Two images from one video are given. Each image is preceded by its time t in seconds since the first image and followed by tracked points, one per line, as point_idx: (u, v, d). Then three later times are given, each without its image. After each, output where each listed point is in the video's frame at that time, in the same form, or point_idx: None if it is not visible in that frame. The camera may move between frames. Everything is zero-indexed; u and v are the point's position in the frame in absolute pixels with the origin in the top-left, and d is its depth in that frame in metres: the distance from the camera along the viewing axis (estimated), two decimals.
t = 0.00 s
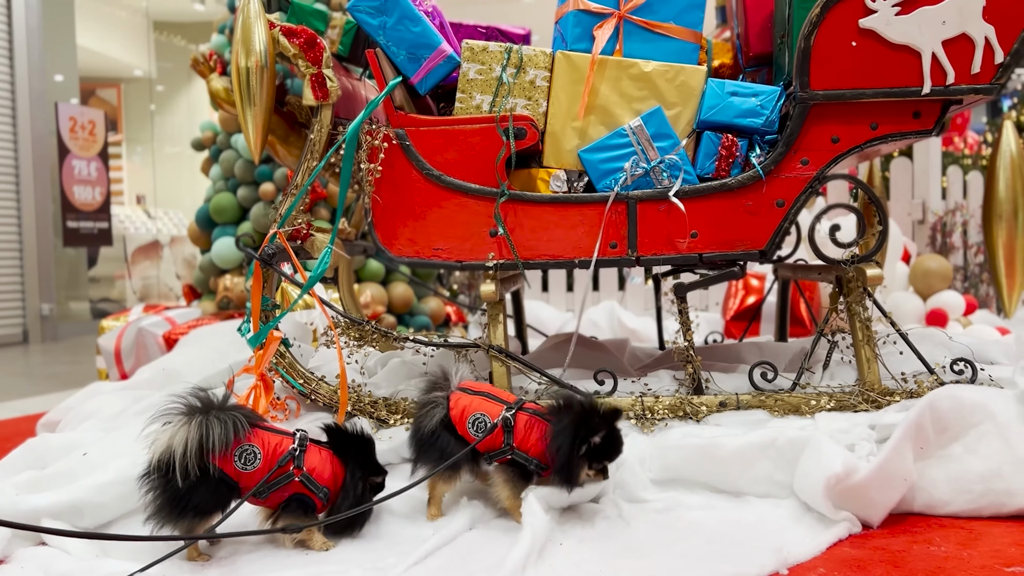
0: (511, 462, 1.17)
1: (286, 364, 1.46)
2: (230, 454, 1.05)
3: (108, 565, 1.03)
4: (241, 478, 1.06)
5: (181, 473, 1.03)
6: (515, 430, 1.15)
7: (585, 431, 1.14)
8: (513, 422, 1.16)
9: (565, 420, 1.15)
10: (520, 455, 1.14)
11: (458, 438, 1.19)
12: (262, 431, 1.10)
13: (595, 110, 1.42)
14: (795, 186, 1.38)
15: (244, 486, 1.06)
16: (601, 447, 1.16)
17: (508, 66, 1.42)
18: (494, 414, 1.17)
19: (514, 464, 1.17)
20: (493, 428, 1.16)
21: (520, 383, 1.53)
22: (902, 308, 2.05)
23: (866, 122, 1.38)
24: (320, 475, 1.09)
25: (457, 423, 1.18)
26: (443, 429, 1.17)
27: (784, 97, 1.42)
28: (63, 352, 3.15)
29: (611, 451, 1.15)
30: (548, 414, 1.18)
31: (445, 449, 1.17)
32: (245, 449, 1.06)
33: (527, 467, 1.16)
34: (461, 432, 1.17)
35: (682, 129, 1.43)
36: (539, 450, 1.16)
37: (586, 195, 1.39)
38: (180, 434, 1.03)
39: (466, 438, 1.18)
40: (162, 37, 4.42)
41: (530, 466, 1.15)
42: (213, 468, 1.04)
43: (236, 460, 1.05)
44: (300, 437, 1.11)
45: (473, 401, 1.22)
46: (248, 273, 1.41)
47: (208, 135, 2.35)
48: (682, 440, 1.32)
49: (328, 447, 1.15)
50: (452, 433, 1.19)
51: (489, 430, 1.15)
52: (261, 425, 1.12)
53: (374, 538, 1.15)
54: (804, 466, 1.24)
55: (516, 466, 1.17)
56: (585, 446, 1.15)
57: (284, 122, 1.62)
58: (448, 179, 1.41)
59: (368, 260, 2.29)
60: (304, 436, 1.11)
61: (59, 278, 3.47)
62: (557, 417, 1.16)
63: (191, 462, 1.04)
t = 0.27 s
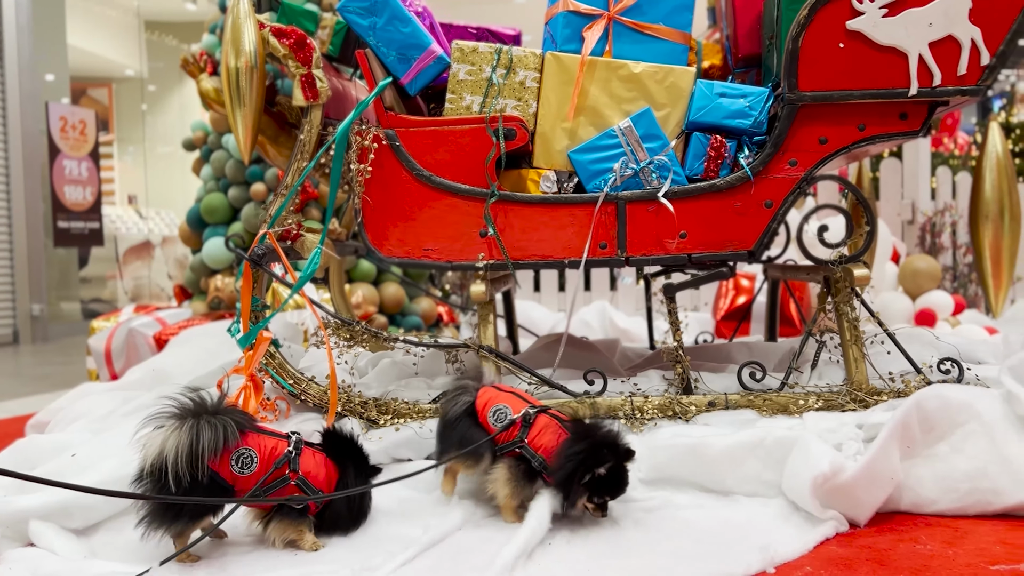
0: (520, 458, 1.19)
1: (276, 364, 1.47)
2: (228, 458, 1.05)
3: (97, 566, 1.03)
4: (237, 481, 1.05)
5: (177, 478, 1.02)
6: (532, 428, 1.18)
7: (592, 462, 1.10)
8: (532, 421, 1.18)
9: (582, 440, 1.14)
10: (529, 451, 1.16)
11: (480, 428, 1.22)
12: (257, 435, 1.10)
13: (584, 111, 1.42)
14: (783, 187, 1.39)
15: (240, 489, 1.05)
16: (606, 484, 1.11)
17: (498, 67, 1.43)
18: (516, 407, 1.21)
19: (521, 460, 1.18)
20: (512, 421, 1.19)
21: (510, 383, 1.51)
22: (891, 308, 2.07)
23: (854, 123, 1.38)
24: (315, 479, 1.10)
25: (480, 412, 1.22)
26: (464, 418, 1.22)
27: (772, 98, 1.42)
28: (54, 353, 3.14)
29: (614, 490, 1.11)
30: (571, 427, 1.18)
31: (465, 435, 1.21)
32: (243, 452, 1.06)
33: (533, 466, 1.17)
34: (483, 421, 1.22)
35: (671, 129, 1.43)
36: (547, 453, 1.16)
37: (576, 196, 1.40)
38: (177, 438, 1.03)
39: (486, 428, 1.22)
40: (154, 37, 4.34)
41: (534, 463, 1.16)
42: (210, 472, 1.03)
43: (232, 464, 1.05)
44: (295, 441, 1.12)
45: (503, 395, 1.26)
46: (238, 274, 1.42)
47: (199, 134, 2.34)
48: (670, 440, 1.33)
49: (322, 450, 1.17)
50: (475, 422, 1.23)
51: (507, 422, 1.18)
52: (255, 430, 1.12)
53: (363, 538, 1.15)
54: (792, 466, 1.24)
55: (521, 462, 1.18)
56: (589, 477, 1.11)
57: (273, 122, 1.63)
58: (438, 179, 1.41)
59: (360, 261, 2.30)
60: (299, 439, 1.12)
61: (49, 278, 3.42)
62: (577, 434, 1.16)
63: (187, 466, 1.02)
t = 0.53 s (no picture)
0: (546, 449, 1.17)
1: (265, 365, 1.47)
2: (221, 454, 1.05)
3: (84, 568, 1.03)
4: (231, 479, 1.05)
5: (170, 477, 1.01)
6: (567, 422, 1.17)
7: (614, 464, 1.10)
8: (568, 416, 1.18)
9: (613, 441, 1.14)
10: (558, 441, 1.14)
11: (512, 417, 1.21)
12: (247, 432, 1.11)
13: (573, 113, 1.43)
14: (771, 189, 1.39)
15: (234, 487, 1.05)
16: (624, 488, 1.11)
17: (487, 69, 1.43)
18: (553, 398, 1.20)
19: (548, 450, 1.16)
20: (547, 410, 1.19)
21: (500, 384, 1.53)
22: (878, 309, 2.08)
23: (841, 125, 1.39)
24: (309, 470, 1.10)
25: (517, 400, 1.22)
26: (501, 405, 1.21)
27: (760, 100, 1.43)
28: (43, 353, 3.12)
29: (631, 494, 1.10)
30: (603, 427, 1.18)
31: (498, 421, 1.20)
32: (236, 448, 1.06)
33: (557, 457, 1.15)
34: (518, 408, 1.21)
35: (659, 131, 1.44)
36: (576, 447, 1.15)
37: (565, 197, 1.40)
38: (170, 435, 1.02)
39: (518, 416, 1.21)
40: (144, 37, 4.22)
41: (561, 453, 1.14)
42: (203, 469, 1.02)
43: (226, 460, 1.04)
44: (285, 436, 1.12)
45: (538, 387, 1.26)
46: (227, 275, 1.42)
47: (189, 134, 2.34)
48: (658, 440, 1.34)
49: (307, 443, 1.16)
50: (509, 411, 1.22)
51: (542, 409, 1.18)
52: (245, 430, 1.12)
53: (351, 539, 1.16)
54: (778, 466, 1.25)
55: (548, 452, 1.16)
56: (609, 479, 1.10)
57: (263, 123, 1.65)
58: (428, 181, 1.41)
59: (350, 261, 2.30)
60: (288, 434, 1.12)
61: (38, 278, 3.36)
62: (609, 435, 1.15)
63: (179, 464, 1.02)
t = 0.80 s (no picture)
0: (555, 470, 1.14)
1: (253, 366, 1.47)
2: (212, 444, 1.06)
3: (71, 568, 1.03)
4: (224, 470, 1.05)
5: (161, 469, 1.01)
6: (569, 440, 1.13)
7: (637, 476, 1.10)
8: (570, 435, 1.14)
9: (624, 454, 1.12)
10: (567, 465, 1.11)
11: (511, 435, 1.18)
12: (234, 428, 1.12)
13: (561, 113, 1.43)
14: (757, 190, 1.40)
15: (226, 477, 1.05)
16: (647, 491, 1.12)
17: (475, 70, 1.44)
18: (551, 417, 1.16)
19: (558, 473, 1.14)
20: (547, 430, 1.15)
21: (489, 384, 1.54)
22: (866, 308, 2.10)
23: (826, 126, 1.40)
24: (297, 458, 1.13)
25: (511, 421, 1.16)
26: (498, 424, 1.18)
27: (746, 101, 1.44)
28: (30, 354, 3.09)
29: (654, 491, 1.12)
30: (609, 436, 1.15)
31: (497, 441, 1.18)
32: (226, 440, 1.08)
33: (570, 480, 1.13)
34: (514, 430, 1.16)
35: (647, 132, 1.44)
36: (586, 467, 1.12)
37: (553, 197, 1.41)
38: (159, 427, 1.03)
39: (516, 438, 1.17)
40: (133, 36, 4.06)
41: (573, 477, 1.12)
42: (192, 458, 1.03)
43: (217, 449, 1.06)
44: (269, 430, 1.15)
45: (534, 401, 1.21)
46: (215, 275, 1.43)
47: (178, 134, 2.33)
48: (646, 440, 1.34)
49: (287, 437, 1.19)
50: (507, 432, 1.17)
51: (541, 431, 1.14)
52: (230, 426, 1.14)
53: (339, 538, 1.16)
54: (764, 464, 1.26)
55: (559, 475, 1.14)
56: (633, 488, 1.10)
57: (252, 123, 1.66)
58: (416, 181, 1.41)
59: (340, 261, 2.30)
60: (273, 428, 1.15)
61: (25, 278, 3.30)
62: (616, 448, 1.13)
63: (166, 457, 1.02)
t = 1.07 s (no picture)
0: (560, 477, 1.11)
1: (241, 366, 1.48)
2: (208, 445, 1.05)
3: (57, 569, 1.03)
4: (221, 470, 1.05)
5: (159, 473, 1.01)
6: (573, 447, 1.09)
7: (648, 474, 1.07)
8: (574, 443, 1.09)
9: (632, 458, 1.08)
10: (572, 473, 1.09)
11: (512, 444, 1.13)
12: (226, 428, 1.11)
13: (548, 114, 1.44)
14: (743, 190, 1.41)
15: (225, 478, 1.05)
16: (659, 489, 1.08)
17: (462, 70, 1.44)
18: (554, 425, 1.11)
19: (563, 480, 1.11)
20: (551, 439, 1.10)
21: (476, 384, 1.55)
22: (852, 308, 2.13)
23: (811, 127, 1.41)
24: (289, 457, 1.14)
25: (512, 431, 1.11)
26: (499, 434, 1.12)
27: (732, 102, 1.44)
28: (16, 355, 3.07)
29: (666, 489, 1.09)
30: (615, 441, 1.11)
31: (499, 451, 1.12)
32: (221, 440, 1.07)
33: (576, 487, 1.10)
34: (516, 440, 1.11)
35: (634, 133, 1.45)
36: (591, 474, 1.09)
37: (540, 198, 1.41)
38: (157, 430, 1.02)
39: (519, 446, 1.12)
40: (119, 34, 3.91)
41: (579, 486, 1.10)
42: (191, 461, 1.03)
43: (214, 450, 1.05)
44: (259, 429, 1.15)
45: (534, 408, 1.15)
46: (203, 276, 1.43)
47: (166, 135, 2.33)
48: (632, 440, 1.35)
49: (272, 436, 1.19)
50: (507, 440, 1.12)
51: (544, 442, 1.09)
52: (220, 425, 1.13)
53: (325, 537, 1.15)
54: (750, 463, 1.27)
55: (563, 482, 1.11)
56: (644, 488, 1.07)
57: (240, 124, 1.67)
58: (403, 181, 1.42)
59: (328, 262, 2.30)
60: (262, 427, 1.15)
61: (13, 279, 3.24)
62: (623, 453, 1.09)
63: (165, 459, 1.02)
